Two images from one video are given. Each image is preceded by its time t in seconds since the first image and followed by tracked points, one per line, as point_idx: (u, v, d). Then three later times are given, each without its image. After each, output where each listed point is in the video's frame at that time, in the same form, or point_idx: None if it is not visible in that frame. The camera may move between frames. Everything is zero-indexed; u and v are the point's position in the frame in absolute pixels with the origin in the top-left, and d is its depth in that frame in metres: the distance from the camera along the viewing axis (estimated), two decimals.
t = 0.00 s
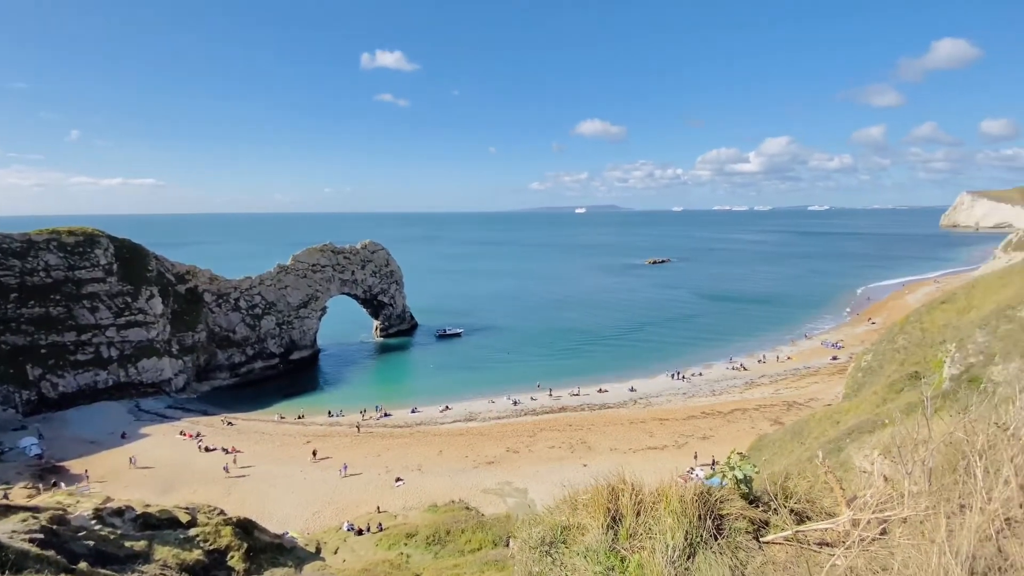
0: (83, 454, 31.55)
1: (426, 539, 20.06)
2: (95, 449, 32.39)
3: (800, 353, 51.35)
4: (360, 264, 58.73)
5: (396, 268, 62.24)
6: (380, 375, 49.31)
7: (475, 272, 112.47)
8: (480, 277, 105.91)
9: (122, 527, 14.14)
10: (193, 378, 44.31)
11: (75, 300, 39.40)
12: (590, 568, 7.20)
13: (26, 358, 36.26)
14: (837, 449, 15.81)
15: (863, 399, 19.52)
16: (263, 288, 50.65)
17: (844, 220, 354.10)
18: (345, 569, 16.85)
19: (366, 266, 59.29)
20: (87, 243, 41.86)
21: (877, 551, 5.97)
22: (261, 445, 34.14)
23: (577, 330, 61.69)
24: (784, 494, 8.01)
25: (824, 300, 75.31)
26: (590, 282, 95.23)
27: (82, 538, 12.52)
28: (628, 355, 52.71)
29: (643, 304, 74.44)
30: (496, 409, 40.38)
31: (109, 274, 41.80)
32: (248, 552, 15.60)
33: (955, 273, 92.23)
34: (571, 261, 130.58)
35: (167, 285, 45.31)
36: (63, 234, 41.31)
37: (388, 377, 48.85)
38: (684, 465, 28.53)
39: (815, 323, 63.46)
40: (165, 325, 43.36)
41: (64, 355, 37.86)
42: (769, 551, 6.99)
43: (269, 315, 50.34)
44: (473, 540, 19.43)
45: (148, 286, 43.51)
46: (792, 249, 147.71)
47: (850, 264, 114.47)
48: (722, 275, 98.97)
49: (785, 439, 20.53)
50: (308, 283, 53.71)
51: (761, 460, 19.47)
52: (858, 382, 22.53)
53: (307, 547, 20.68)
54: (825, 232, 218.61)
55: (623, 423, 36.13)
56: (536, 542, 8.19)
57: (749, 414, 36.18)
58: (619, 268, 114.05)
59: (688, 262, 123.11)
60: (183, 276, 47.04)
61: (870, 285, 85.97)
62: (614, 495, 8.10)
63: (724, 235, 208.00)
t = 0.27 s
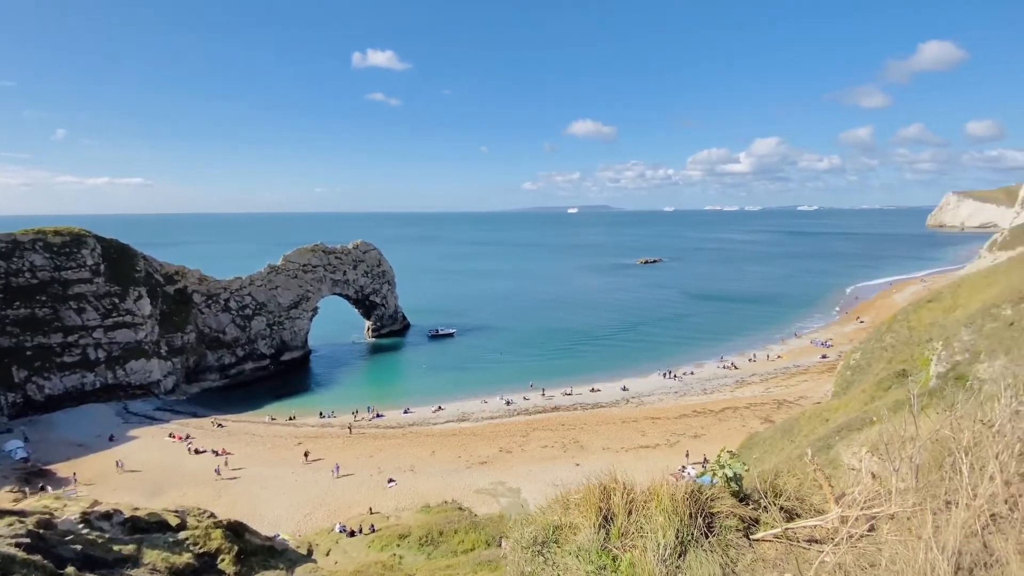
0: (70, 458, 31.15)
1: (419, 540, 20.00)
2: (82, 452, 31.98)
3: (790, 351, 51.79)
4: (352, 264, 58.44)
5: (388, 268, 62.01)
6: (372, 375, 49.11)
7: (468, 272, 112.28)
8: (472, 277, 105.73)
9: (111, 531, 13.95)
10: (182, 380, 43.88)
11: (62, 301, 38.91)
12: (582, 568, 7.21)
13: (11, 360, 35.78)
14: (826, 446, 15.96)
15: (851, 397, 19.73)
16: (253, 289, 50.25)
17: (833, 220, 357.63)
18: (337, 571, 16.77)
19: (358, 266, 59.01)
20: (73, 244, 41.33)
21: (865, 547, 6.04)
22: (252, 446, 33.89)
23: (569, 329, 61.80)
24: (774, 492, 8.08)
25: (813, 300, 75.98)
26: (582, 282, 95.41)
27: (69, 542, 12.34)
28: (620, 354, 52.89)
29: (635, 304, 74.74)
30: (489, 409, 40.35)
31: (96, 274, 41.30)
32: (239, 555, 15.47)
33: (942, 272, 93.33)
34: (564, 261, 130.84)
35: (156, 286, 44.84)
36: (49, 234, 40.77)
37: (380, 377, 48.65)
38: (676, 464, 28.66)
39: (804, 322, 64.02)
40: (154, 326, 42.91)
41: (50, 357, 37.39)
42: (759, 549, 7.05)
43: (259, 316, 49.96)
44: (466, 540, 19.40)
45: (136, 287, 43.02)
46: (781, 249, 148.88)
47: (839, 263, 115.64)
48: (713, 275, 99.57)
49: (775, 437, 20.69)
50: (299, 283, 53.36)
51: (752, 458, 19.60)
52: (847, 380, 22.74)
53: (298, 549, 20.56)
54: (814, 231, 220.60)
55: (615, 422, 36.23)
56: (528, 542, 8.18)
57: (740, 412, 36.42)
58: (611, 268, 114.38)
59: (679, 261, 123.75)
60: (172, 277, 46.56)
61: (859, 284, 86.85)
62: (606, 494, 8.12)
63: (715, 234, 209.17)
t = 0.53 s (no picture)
0: (57, 461, 30.74)
1: (412, 541, 19.95)
2: (69, 455, 31.58)
3: (780, 350, 52.20)
4: (343, 264, 58.15)
5: (380, 268, 61.77)
6: (364, 376, 48.90)
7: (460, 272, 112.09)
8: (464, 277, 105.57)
9: (98, 535, 13.76)
10: (171, 381, 43.43)
11: (48, 302, 38.41)
12: (574, 567, 7.22)
13: None
14: (816, 444, 16.12)
15: (840, 395, 19.93)
16: (243, 289, 49.87)
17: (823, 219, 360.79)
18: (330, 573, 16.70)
19: (350, 266, 58.73)
20: (59, 244, 40.80)
21: (853, 543, 6.11)
22: (242, 448, 33.63)
23: (561, 329, 61.90)
24: (764, 489, 8.15)
25: (803, 299, 76.65)
26: (574, 282, 95.62)
27: (56, 546, 12.16)
28: (612, 354, 53.07)
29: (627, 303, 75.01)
30: (482, 409, 40.33)
31: (83, 275, 40.79)
32: (229, 558, 15.34)
33: (929, 272, 94.56)
34: (556, 261, 131.07)
35: (144, 286, 44.37)
36: (34, 234, 40.23)
37: (372, 378, 48.46)
38: (668, 463, 28.80)
39: (794, 321, 64.56)
40: (142, 327, 42.44)
41: (36, 358, 36.90)
42: (749, 546, 7.12)
43: (250, 317, 49.57)
44: (459, 541, 19.36)
45: (124, 288, 42.54)
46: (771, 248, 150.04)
47: (828, 262, 116.82)
48: (704, 274, 100.18)
49: (766, 435, 20.85)
50: (290, 283, 53.01)
51: (743, 456, 19.73)
52: (836, 378, 22.96)
53: (290, 551, 20.43)
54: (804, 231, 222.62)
55: (608, 421, 36.33)
56: (520, 542, 8.17)
57: (730, 411, 36.68)
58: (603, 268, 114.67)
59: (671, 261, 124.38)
60: (160, 277, 46.07)
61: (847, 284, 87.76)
62: (598, 494, 8.15)
63: (706, 234, 210.30)
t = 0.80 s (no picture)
0: (43, 464, 30.32)
1: (404, 541, 19.89)
2: (56, 458, 31.16)
3: (770, 349, 52.63)
4: (335, 264, 57.84)
5: (372, 268, 61.52)
6: (356, 377, 48.67)
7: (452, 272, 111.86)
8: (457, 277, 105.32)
9: (86, 539, 13.57)
10: (160, 383, 42.98)
11: (33, 303, 37.89)
12: (566, 566, 7.24)
13: None
14: (805, 442, 16.27)
15: (829, 393, 20.13)
16: (233, 290, 49.45)
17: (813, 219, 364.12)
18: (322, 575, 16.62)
19: (341, 266, 58.43)
20: (45, 244, 40.25)
21: (842, 539, 6.18)
22: (233, 450, 33.36)
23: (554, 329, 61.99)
24: (754, 486, 8.21)
25: (793, 298, 77.30)
26: (567, 281, 95.78)
27: (42, 551, 11.97)
28: (605, 353, 53.22)
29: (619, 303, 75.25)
30: (475, 409, 40.30)
31: (69, 276, 40.27)
32: (220, 561, 15.19)
33: (916, 271, 95.72)
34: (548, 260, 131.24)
35: (132, 287, 43.87)
36: (19, 234, 39.67)
37: (363, 378, 48.24)
38: (660, 461, 28.93)
39: (784, 320, 65.15)
40: (130, 328, 41.96)
41: (21, 360, 36.38)
42: (740, 544, 7.17)
43: (240, 317, 49.16)
44: (452, 541, 19.31)
45: (112, 288, 42.03)
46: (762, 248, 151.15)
47: (817, 262, 117.94)
48: (695, 274, 100.78)
49: (756, 433, 20.99)
50: (280, 284, 52.63)
51: (734, 455, 19.85)
52: (825, 376, 23.19)
53: (282, 553, 20.30)
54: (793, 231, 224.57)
55: (600, 420, 36.42)
56: (512, 542, 8.17)
57: (722, 409, 36.91)
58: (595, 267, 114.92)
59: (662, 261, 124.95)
60: (148, 278, 45.57)
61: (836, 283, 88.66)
62: (589, 493, 8.17)
63: (697, 234, 211.44)
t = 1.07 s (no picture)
0: (29, 467, 29.91)
1: (397, 542, 19.84)
2: (42, 461, 30.73)
3: (761, 347, 53.07)
4: (326, 264, 57.53)
5: (364, 268, 61.27)
6: (347, 377, 48.47)
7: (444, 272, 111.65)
8: (449, 277, 105.14)
9: (73, 543, 13.38)
10: (148, 384, 42.50)
11: (19, 304, 37.35)
12: (558, 565, 7.24)
13: None
14: (795, 439, 16.43)
15: (818, 391, 20.34)
16: (223, 290, 49.02)
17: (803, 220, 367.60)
18: None
19: (333, 266, 58.13)
20: (30, 243, 39.66)
21: (830, 536, 6.24)
22: (223, 451, 33.11)
23: (546, 328, 62.09)
24: (745, 484, 8.27)
25: (782, 297, 77.98)
26: (559, 281, 95.96)
27: (29, 555, 11.76)
28: (597, 353, 53.39)
29: (611, 302, 75.51)
30: (467, 408, 40.27)
31: (55, 276, 39.71)
32: (210, 564, 15.05)
33: (903, 270, 96.93)
34: (540, 260, 131.43)
35: (120, 287, 43.36)
36: (4, 234, 39.05)
37: (355, 379, 48.05)
38: (652, 459, 29.09)
39: (774, 319, 65.71)
40: (118, 328, 41.46)
41: (6, 362, 35.84)
42: (730, 542, 7.22)
43: (230, 317, 48.75)
44: (445, 541, 19.27)
45: (99, 288, 41.50)
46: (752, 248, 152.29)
47: (807, 261, 119.12)
48: (687, 273, 101.39)
49: (747, 431, 21.15)
50: (271, 284, 52.25)
51: (725, 453, 19.99)
52: (814, 374, 23.40)
53: (273, 555, 20.17)
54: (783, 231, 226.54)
55: (593, 419, 36.54)
56: (504, 542, 8.17)
57: (713, 407, 37.15)
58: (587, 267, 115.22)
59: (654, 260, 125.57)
60: (137, 277, 45.04)
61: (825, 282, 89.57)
62: (581, 492, 8.20)
63: (688, 234, 212.56)
